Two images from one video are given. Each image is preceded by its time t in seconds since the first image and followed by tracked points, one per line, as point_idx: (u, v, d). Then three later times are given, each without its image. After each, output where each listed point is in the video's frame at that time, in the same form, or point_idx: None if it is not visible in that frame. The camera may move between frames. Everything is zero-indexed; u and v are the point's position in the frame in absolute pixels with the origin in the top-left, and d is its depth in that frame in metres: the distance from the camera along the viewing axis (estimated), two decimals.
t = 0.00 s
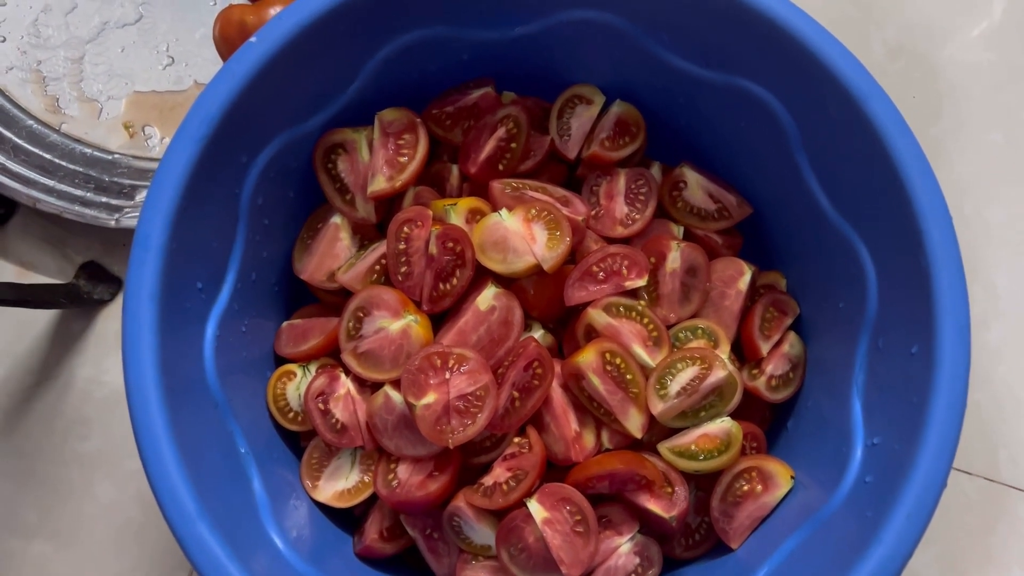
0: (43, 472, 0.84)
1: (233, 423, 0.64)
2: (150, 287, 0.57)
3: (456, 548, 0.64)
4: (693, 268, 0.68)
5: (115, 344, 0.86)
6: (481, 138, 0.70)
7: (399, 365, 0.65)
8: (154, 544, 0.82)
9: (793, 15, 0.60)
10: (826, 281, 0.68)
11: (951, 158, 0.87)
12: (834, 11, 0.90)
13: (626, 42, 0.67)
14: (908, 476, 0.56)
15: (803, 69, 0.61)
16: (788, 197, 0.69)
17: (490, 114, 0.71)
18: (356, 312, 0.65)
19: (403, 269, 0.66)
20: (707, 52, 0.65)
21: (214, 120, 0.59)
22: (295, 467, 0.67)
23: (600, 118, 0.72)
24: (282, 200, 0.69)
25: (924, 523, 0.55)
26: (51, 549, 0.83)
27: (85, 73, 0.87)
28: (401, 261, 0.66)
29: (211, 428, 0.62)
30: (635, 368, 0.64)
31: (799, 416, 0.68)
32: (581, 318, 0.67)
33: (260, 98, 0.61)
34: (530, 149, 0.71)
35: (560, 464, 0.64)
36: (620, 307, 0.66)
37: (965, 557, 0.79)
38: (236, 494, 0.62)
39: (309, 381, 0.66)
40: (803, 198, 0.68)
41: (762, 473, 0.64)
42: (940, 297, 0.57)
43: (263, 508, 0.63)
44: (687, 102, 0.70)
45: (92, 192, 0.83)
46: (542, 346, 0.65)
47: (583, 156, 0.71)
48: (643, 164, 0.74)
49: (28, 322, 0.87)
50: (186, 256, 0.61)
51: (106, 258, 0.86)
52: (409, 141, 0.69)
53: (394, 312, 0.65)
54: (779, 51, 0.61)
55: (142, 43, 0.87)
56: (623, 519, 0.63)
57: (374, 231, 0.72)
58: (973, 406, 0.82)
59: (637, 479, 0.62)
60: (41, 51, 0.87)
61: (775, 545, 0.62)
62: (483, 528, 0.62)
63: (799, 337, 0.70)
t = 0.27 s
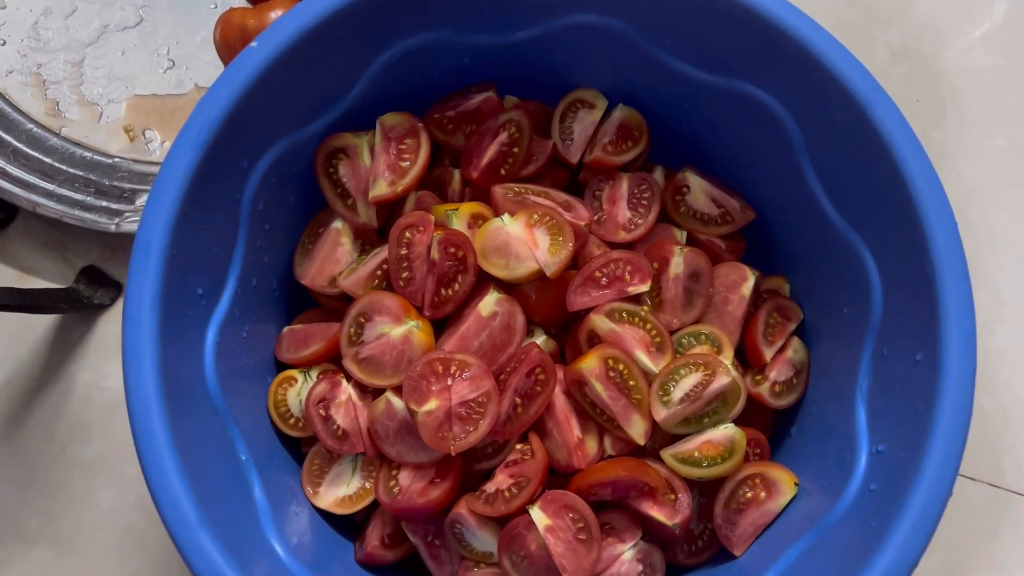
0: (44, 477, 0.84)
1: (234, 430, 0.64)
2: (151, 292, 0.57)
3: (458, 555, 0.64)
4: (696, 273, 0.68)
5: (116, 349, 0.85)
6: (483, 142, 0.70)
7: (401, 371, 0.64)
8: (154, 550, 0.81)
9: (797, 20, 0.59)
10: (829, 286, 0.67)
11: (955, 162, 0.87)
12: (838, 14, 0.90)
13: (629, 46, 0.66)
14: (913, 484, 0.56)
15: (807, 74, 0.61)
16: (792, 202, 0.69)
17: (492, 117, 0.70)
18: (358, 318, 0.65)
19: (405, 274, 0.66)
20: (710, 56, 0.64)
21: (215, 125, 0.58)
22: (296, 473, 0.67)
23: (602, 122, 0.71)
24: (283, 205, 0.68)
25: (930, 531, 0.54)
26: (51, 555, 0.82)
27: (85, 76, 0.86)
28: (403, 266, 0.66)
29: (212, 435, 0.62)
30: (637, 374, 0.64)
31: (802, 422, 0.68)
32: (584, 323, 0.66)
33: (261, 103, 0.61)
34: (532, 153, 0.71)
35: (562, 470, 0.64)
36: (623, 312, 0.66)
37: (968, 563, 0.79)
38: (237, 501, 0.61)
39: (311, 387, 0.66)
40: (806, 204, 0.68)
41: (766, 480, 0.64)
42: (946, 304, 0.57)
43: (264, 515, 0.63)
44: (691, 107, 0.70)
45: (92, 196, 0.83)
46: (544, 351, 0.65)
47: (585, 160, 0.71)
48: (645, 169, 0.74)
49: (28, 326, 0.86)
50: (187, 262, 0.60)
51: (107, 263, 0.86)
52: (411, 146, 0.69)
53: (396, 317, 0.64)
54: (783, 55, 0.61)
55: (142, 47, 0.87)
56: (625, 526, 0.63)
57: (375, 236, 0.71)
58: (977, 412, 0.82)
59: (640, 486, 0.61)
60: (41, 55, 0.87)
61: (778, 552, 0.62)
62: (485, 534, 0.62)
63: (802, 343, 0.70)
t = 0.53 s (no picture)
0: (45, 476, 0.84)
1: (236, 428, 0.64)
2: (153, 290, 0.57)
3: (460, 553, 0.64)
4: (699, 271, 0.67)
5: (118, 347, 0.85)
6: (485, 140, 0.70)
7: (403, 369, 0.64)
8: (156, 549, 0.81)
9: (800, 17, 0.59)
10: (832, 285, 0.67)
11: (957, 160, 0.87)
12: (840, 13, 0.90)
13: (631, 44, 0.66)
14: (916, 481, 0.56)
15: (809, 72, 0.61)
16: (795, 200, 0.69)
17: (494, 115, 0.70)
18: (360, 316, 0.65)
19: (407, 272, 0.66)
20: (712, 54, 0.64)
21: (217, 123, 0.58)
22: (298, 471, 0.67)
23: (604, 120, 0.71)
24: (285, 203, 0.68)
25: (933, 529, 0.54)
26: (53, 554, 0.82)
27: (87, 74, 0.86)
28: (405, 264, 0.66)
29: (214, 433, 0.62)
30: (639, 372, 0.64)
31: (804, 421, 0.68)
32: (586, 321, 0.66)
33: (263, 101, 0.61)
34: (534, 151, 0.71)
35: (564, 468, 0.64)
36: (625, 310, 0.66)
37: (971, 562, 0.79)
38: (239, 499, 0.61)
39: (313, 385, 0.66)
40: (809, 202, 0.67)
41: (768, 478, 0.63)
42: (949, 302, 0.56)
43: (266, 513, 0.63)
44: (693, 105, 0.70)
45: (94, 194, 0.83)
46: (546, 350, 0.65)
47: (587, 158, 0.71)
48: (647, 167, 0.74)
49: (31, 325, 0.86)
50: (189, 260, 0.60)
51: (108, 261, 0.86)
52: (413, 144, 0.69)
53: (398, 315, 0.64)
54: (786, 53, 0.61)
55: (144, 45, 0.87)
56: (628, 524, 0.63)
57: (377, 234, 0.71)
58: (980, 411, 0.81)
59: (643, 484, 0.61)
60: (43, 53, 0.87)
61: (781, 550, 0.62)
62: (487, 533, 0.62)
63: (804, 341, 0.69)
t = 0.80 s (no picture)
0: (45, 475, 0.83)
1: (234, 427, 0.63)
2: (151, 289, 0.57)
3: (459, 552, 0.63)
4: (699, 269, 0.67)
5: (117, 346, 0.85)
6: (485, 138, 0.69)
7: (402, 368, 0.64)
8: (155, 548, 0.81)
9: (800, 14, 0.59)
10: (832, 283, 0.67)
11: (958, 159, 0.87)
12: (841, 11, 0.90)
13: (631, 42, 0.66)
14: (917, 480, 0.55)
15: (810, 69, 0.60)
16: (795, 198, 0.69)
17: (494, 113, 0.70)
18: (359, 314, 0.65)
19: (406, 271, 0.66)
20: (712, 52, 0.64)
21: (215, 121, 0.58)
22: (298, 470, 0.67)
23: (604, 118, 0.71)
24: (284, 201, 0.68)
25: (934, 528, 0.54)
26: (53, 553, 0.82)
27: (86, 73, 0.86)
28: (404, 263, 0.66)
29: (213, 431, 0.61)
30: (639, 371, 0.64)
31: (805, 419, 0.68)
32: (586, 320, 0.66)
33: (262, 99, 0.61)
34: (534, 149, 0.71)
35: (564, 467, 0.64)
36: (625, 309, 0.66)
37: (972, 560, 0.79)
38: (238, 498, 0.61)
39: (311, 384, 0.65)
40: (809, 200, 0.67)
41: (769, 477, 0.63)
42: (950, 301, 0.56)
43: (265, 512, 0.62)
44: (693, 103, 0.70)
45: (93, 192, 0.83)
46: (546, 348, 0.65)
47: (587, 156, 0.71)
48: (647, 165, 0.74)
49: (30, 324, 0.86)
50: (188, 259, 0.60)
51: (108, 260, 0.85)
52: (412, 142, 0.68)
53: (397, 313, 0.64)
54: (786, 50, 0.60)
55: (143, 43, 0.87)
56: (627, 523, 0.62)
57: (376, 232, 0.71)
58: (981, 409, 0.81)
59: (642, 483, 0.61)
60: (42, 51, 0.87)
61: (781, 549, 0.62)
62: (486, 532, 0.62)
63: (805, 340, 0.69)
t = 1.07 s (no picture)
0: (50, 475, 0.83)
1: (241, 428, 0.63)
2: (158, 289, 0.57)
3: (466, 553, 0.63)
4: (705, 269, 0.67)
5: (122, 346, 0.85)
6: (491, 138, 0.69)
7: (409, 368, 0.64)
8: (161, 548, 0.81)
9: (808, 14, 0.59)
10: (839, 283, 0.67)
11: (964, 158, 0.86)
12: (846, 10, 0.89)
13: (638, 42, 0.66)
14: (926, 481, 0.55)
15: (817, 69, 0.60)
16: (802, 197, 0.68)
17: (500, 113, 0.70)
18: (365, 315, 0.65)
19: (412, 271, 0.66)
20: (719, 52, 0.64)
21: (222, 121, 0.58)
22: (304, 471, 0.67)
23: (610, 118, 0.71)
24: (290, 201, 0.68)
25: (943, 529, 0.54)
26: (58, 553, 0.82)
27: (91, 73, 0.86)
28: (410, 263, 0.66)
29: (219, 431, 0.61)
30: (646, 371, 0.64)
31: (812, 420, 0.67)
32: (592, 320, 0.66)
33: (268, 99, 0.60)
34: (540, 149, 0.70)
35: (571, 468, 0.64)
36: (632, 309, 0.66)
37: (979, 560, 0.78)
38: (245, 499, 0.61)
39: (318, 384, 0.66)
40: (816, 200, 0.67)
41: (776, 477, 0.63)
42: (958, 301, 0.56)
43: (271, 513, 0.62)
44: (699, 103, 0.69)
45: (98, 193, 0.83)
46: (552, 348, 0.65)
47: (593, 156, 0.71)
48: (653, 165, 0.74)
49: (35, 324, 0.86)
50: (195, 259, 0.60)
51: (113, 260, 0.85)
52: (419, 142, 0.68)
53: (403, 314, 0.64)
54: (793, 50, 0.60)
55: (148, 43, 0.87)
56: (634, 524, 0.62)
57: (382, 233, 0.71)
58: (987, 409, 0.81)
59: (649, 483, 0.61)
60: (47, 51, 0.87)
61: (788, 550, 0.62)
62: (494, 533, 0.62)
63: (811, 340, 0.69)
